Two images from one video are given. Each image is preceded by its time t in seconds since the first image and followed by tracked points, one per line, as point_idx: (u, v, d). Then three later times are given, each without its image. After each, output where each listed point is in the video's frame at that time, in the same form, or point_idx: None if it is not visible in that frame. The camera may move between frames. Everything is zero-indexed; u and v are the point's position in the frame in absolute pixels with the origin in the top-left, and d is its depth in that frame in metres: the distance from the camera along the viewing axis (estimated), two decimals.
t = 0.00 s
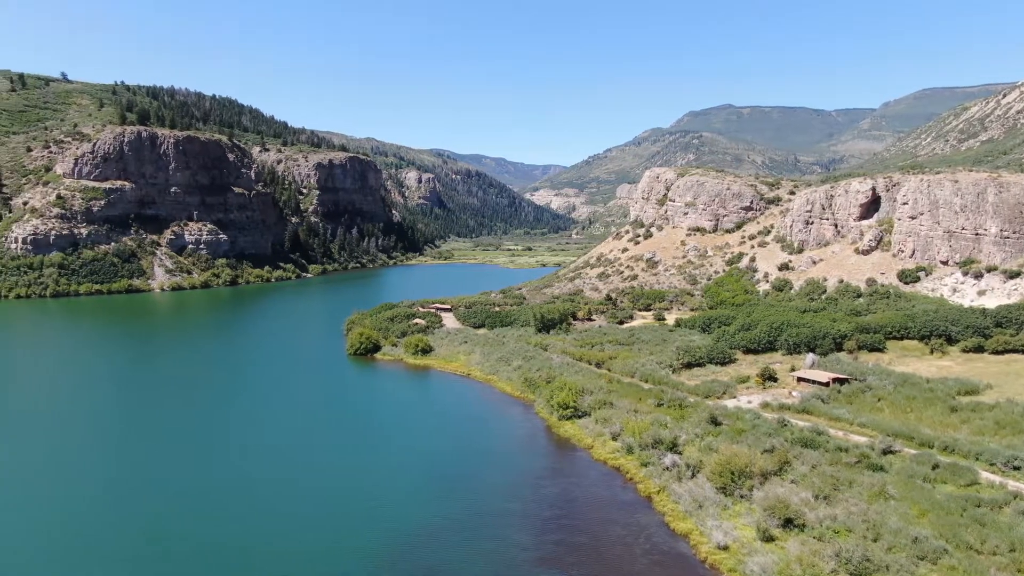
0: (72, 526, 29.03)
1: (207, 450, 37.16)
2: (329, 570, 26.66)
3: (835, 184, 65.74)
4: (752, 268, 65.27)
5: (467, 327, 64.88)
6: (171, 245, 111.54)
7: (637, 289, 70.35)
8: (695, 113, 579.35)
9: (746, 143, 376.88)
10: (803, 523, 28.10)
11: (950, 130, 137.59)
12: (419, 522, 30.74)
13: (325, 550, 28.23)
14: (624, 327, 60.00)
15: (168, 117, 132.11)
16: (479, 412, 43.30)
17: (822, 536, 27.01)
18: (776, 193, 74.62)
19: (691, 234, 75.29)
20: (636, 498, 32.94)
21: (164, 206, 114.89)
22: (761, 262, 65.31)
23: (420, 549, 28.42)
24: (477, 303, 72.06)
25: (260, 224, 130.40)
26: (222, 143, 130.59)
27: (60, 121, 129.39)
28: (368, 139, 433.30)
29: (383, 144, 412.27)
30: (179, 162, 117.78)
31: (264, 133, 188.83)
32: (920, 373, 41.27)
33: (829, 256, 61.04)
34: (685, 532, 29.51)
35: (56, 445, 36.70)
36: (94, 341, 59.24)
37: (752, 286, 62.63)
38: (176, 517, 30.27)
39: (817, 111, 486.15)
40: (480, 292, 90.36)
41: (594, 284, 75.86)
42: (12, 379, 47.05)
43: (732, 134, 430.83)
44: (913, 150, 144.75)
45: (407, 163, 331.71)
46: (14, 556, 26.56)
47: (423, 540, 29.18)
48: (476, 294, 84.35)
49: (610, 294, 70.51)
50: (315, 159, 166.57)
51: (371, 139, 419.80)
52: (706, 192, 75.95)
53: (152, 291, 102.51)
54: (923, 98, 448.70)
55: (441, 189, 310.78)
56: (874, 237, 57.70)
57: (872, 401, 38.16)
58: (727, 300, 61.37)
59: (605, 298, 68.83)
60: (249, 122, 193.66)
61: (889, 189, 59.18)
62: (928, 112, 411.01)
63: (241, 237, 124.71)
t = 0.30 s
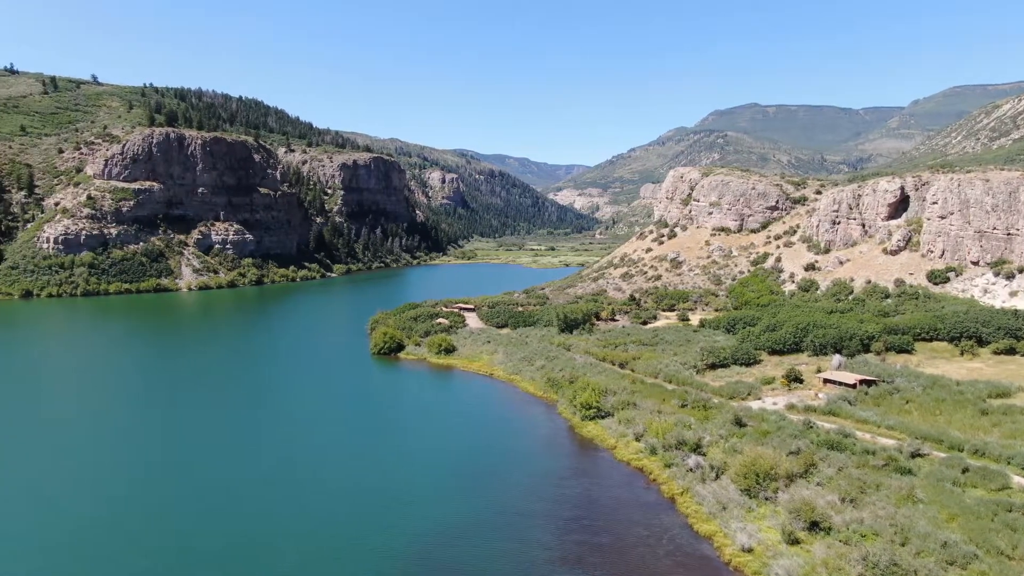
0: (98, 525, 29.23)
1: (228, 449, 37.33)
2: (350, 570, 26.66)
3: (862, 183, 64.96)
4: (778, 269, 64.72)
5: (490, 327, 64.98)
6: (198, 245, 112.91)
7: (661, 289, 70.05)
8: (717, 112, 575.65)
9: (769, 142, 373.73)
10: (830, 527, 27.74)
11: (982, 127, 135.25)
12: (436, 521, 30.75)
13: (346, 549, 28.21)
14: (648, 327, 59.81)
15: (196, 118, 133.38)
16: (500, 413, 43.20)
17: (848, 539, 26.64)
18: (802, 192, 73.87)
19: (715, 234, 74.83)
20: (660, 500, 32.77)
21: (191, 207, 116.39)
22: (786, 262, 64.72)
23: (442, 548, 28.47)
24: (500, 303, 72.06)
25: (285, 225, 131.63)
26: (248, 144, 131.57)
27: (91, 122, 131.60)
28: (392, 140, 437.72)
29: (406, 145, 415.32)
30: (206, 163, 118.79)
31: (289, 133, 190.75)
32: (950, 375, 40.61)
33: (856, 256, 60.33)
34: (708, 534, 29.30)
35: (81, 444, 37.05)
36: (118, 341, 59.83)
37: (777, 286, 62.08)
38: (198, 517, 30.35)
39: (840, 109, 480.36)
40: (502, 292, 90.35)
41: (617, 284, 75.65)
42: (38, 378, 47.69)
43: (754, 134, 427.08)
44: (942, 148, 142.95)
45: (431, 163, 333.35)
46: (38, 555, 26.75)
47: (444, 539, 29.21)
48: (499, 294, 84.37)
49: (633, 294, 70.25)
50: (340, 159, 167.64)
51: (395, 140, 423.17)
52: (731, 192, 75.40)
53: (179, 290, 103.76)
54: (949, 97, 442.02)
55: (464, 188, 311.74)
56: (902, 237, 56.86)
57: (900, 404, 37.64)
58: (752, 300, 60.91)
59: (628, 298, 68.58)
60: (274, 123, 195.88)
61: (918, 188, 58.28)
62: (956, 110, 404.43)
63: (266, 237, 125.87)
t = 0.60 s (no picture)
0: (123, 525, 29.35)
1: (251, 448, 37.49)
2: (375, 570, 26.68)
3: (892, 182, 63.93)
4: (804, 269, 64.13)
5: (514, 327, 65.07)
6: (226, 245, 114.29)
7: (686, 289, 69.67)
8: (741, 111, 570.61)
9: (794, 141, 369.62)
10: (857, 530, 27.33)
11: (1018, 124, 132.37)
12: (460, 522, 30.68)
13: (371, 550, 28.20)
14: (672, 328, 59.56)
15: (224, 119, 135.42)
16: (522, 413, 43.12)
17: (876, 543, 26.21)
18: (830, 191, 72.97)
19: (741, 234, 74.29)
20: (684, 501, 32.58)
21: (219, 207, 117.75)
22: (814, 262, 64.08)
23: (464, 548, 28.49)
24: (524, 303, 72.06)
25: (311, 225, 132.77)
26: (275, 145, 132.83)
27: (121, 124, 133.62)
28: (416, 140, 441.66)
29: (431, 145, 418.03)
30: (234, 164, 120.08)
31: (315, 134, 192.72)
32: (982, 378, 39.85)
33: (885, 256, 59.47)
34: (733, 536, 29.08)
35: (106, 444, 37.31)
36: (140, 341, 60.40)
37: (804, 287, 61.47)
38: (222, 517, 30.42)
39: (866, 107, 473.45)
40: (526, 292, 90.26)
41: (642, 284, 75.40)
42: (63, 378, 48.16)
43: (779, 133, 422.74)
44: (975, 146, 140.40)
45: (455, 163, 334.62)
46: (65, 555, 26.92)
47: (466, 539, 29.25)
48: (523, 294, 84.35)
49: (658, 294, 69.96)
50: (365, 159, 168.56)
51: (420, 140, 426.21)
52: (757, 191, 74.80)
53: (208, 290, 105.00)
54: (979, 95, 434.03)
55: (488, 188, 312.52)
56: (932, 236, 55.77)
57: (930, 406, 37.07)
58: (778, 300, 60.38)
59: (653, 299, 68.27)
60: (301, 123, 198.11)
61: (949, 187, 57.10)
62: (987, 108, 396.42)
63: (293, 237, 126.98)
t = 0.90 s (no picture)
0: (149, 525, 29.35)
1: (276, 448, 37.60)
2: (403, 571, 26.64)
3: (923, 181, 62.85)
4: (833, 269, 63.40)
5: (538, 326, 65.12)
6: (253, 245, 115.34)
7: (711, 289, 69.23)
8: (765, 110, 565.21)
9: (820, 140, 365.77)
10: (886, 534, 26.88)
11: None
12: (484, 523, 30.59)
13: (397, 550, 28.16)
14: (698, 328, 59.18)
15: (251, 121, 136.84)
16: (544, 414, 42.93)
17: (906, 548, 25.74)
18: (859, 191, 71.96)
19: (768, 234, 73.68)
20: (709, 503, 32.34)
21: (246, 207, 118.93)
22: (842, 262, 63.35)
23: (489, 548, 28.40)
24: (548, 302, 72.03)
25: (337, 224, 133.64)
26: (302, 146, 133.80)
27: (152, 126, 135.57)
28: (441, 140, 443.93)
29: (456, 145, 421.02)
30: (261, 164, 121.40)
31: (341, 134, 194.42)
32: (1017, 381, 39.01)
33: (915, 256, 58.53)
34: (760, 539, 28.80)
35: (130, 443, 37.47)
36: (162, 340, 60.82)
37: (832, 287, 60.76)
38: (247, 517, 30.43)
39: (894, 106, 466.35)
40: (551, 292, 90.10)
41: (667, 284, 75.11)
42: (88, 376, 48.64)
43: (804, 132, 418.27)
44: (1014, 144, 137.49)
45: (480, 164, 335.90)
46: (93, 554, 26.95)
47: (491, 540, 29.15)
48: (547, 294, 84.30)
49: (684, 294, 69.63)
50: (390, 160, 169.01)
51: (445, 141, 429.46)
52: (784, 191, 74.09)
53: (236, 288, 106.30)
54: (1011, 94, 424.33)
55: (512, 188, 312.74)
56: (964, 236, 54.66)
57: (962, 409, 36.43)
58: (806, 300, 59.78)
59: (678, 299, 67.94)
60: (327, 124, 200.19)
61: (982, 186, 55.86)
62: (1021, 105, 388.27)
63: (319, 237, 127.86)
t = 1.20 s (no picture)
0: (172, 525, 29.57)
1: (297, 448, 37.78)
2: (424, 570, 26.66)
3: (955, 180, 61.66)
4: (861, 269, 62.59)
5: (563, 326, 65.09)
6: (280, 244, 116.41)
7: (738, 290, 68.70)
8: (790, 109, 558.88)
9: (848, 139, 360.98)
10: (916, 539, 26.39)
11: None
12: (506, 524, 30.53)
13: (418, 550, 28.21)
14: (723, 329, 58.75)
15: (278, 122, 138.04)
16: (567, 415, 42.77)
17: (936, 552, 25.24)
18: (889, 190, 70.87)
19: (795, 233, 72.99)
20: (735, 504, 32.08)
21: (273, 207, 120.06)
22: (871, 262, 62.55)
23: (511, 549, 28.34)
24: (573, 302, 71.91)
25: (362, 224, 134.26)
26: (328, 146, 134.23)
27: (181, 127, 137.34)
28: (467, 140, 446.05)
29: (481, 145, 422.90)
30: (288, 165, 122.05)
31: (367, 135, 195.95)
32: None
33: (947, 256, 57.49)
34: (786, 541, 28.49)
35: (154, 442, 37.80)
36: (184, 339, 61.40)
37: (861, 288, 59.96)
38: (268, 517, 30.52)
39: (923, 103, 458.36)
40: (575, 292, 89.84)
41: (693, 284, 74.75)
42: (113, 375, 49.26)
43: (831, 131, 412.76)
44: None
45: (505, 163, 336.55)
46: (119, 554, 27.19)
47: (513, 541, 29.07)
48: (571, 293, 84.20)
49: (710, 294, 69.25)
50: (415, 160, 169.14)
51: (470, 141, 431.75)
52: (812, 190, 73.29)
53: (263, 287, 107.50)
54: None
55: (537, 188, 312.69)
56: (997, 236, 53.48)
57: (995, 412, 35.68)
58: (834, 301, 59.13)
59: (704, 299, 67.53)
60: (353, 125, 202.02)
61: (1015, 184, 54.55)
62: None
63: (345, 237, 128.43)
